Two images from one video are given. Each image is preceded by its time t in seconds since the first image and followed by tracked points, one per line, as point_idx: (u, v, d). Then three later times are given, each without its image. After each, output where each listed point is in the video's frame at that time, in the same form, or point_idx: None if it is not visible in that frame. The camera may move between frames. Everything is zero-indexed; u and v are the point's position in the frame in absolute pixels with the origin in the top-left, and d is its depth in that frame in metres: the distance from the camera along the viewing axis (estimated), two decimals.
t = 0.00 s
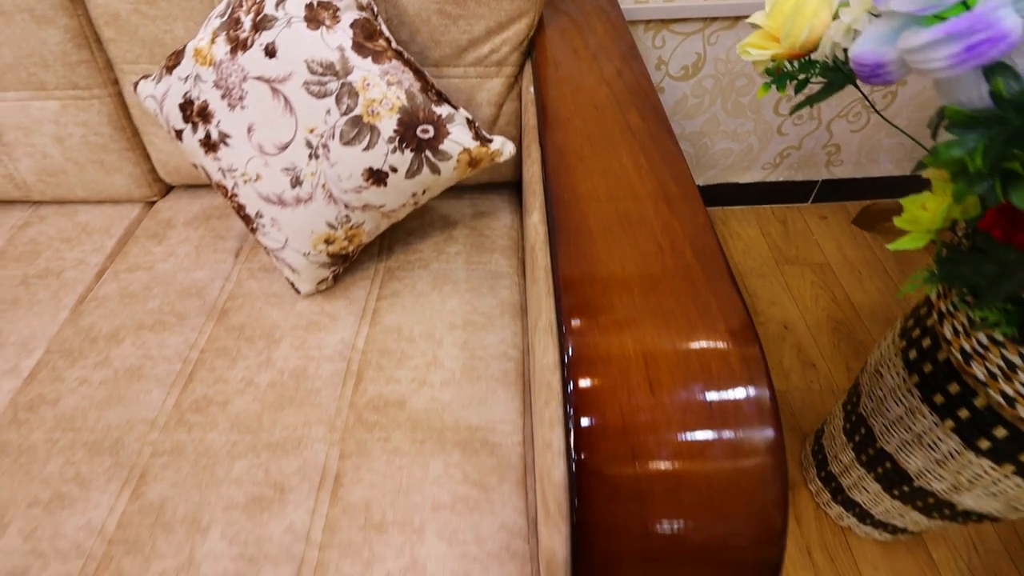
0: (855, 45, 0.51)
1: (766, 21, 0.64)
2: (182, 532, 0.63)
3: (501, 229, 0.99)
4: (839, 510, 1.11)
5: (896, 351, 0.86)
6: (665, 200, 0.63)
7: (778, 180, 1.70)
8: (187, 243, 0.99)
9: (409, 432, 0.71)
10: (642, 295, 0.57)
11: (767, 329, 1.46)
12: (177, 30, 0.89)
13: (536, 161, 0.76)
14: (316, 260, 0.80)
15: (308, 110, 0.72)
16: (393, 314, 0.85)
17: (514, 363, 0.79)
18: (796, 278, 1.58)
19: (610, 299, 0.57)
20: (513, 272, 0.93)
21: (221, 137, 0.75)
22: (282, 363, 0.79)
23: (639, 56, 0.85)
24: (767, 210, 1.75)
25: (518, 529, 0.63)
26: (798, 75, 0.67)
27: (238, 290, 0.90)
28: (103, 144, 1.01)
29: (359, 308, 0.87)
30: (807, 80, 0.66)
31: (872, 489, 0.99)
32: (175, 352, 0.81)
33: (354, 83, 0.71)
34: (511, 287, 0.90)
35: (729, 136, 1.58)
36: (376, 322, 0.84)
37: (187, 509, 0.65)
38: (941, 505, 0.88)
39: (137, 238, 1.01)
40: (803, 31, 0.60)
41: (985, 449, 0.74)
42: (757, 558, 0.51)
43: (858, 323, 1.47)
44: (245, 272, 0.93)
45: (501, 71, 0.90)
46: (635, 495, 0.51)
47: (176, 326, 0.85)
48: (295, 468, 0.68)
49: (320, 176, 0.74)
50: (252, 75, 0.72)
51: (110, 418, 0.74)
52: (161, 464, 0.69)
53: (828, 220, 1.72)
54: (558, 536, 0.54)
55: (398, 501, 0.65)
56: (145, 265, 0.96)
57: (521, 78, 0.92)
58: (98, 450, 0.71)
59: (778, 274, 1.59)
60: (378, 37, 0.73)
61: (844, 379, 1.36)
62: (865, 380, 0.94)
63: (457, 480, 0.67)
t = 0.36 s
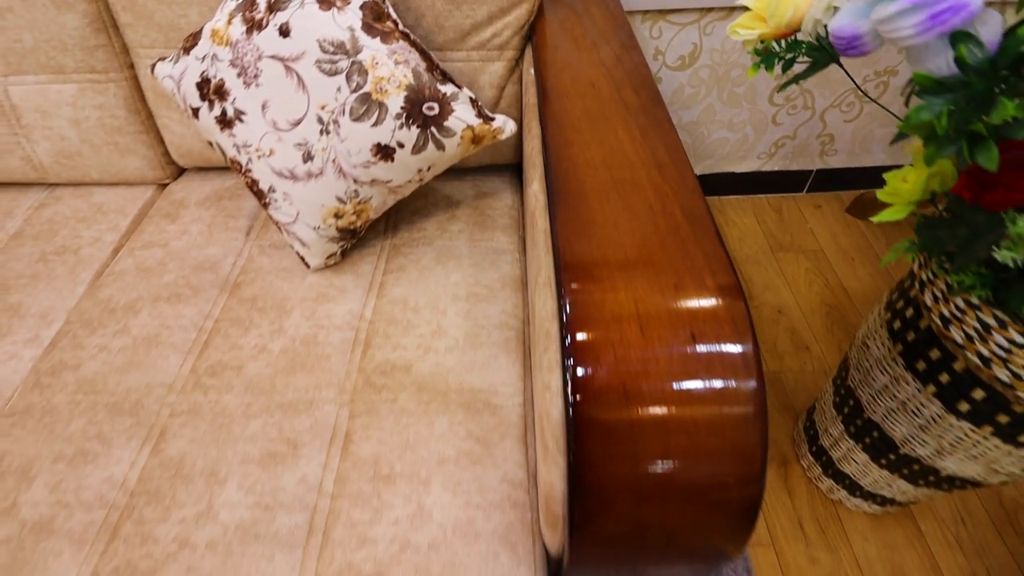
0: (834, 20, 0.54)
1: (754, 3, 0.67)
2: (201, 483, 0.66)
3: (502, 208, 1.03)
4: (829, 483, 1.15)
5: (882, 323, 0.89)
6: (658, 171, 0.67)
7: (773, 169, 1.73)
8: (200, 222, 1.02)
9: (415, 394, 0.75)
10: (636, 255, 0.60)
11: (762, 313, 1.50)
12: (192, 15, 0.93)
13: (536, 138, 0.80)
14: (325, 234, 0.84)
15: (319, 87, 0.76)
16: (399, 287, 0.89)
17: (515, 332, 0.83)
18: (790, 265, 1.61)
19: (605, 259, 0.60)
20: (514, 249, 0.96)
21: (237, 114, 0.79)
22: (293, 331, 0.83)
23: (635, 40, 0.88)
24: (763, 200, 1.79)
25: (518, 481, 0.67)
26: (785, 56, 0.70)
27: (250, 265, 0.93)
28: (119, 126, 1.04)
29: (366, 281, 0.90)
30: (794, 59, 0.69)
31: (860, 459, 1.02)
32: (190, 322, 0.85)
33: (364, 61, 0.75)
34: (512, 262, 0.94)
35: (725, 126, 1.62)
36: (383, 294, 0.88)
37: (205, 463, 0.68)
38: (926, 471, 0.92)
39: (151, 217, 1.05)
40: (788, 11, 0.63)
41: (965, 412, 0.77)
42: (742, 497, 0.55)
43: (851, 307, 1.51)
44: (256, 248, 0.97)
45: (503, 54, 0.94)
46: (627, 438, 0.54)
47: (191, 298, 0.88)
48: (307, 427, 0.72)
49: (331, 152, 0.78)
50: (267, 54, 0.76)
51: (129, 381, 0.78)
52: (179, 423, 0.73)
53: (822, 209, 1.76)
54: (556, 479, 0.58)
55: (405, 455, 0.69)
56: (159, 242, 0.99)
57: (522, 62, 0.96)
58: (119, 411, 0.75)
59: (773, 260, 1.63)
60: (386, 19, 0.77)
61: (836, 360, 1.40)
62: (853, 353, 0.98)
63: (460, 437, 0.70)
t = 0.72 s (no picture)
0: None
1: None
2: (213, 445, 0.69)
3: (503, 190, 1.05)
4: (824, 462, 1.17)
5: (873, 300, 0.92)
6: (654, 146, 0.70)
7: (770, 159, 1.76)
8: (208, 203, 1.05)
9: (419, 363, 0.77)
10: (632, 223, 0.63)
11: (758, 299, 1.52)
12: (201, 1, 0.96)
13: (536, 118, 0.83)
14: (331, 212, 0.86)
15: (326, 67, 0.79)
16: (403, 264, 0.91)
17: (515, 306, 0.85)
18: (787, 253, 1.64)
19: (603, 226, 0.62)
20: (514, 229, 0.99)
21: (246, 93, 0.81)
22: (300, 305, 0.85)
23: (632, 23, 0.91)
24: (760, 190, 1.81)
25: (519, 443, 0.69)
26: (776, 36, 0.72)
27: (257, 244, 0.96)
28: (129, 111, 1.07)
29: (370, 259, 0.93)
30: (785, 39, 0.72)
31: (853, 436, 1.05)
32: (200, 297, 0.87)
33: (369, 42, 0.78)
34: (513, 241, 0.96)
35: (723, 116, 1.64)
36: (387, 271, 0.90)
37: (217, 427, 0.71)
38: (917, 445, 0.94)
39: (160, 200, 1.08)
40: None
41: (952, 381, 0.79)
42: (731, 449, 0.58)
43: (846, 294, 1.53)
44: (263, 228, 0.99)
45: (504, 39, 0.96)
46: (624, 395, 0.57)
47: (200, 275, 0.91)
48: (315, 393, 0.74)
49: (337, 130, 0.81)
50: (276, 34, 0.79)
51: (142, 352, 0.80)
52: (191, 391, 0.75)
53: (819, 199, 1.78)
54: (555, 437, 0.60)
55: (409, 418, 0.71)
56: (169, 223, 1.02)
57: (522, 46, 0.98)
58: (132, 379, 0.77)
59: (769, 248, 1.65)
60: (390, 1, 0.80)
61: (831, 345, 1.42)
62: (846, 331, 1.00)
63: (463, 402, 0.73)
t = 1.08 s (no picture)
0: None
1: None
2: (220, 410, 0.71)
3: (503, 172, 1.07)
4: (820, 441, 1.19)
5: (867, 276, 0.93)
6: (651, 119, 0.72)
7: (768, 149, 1.78)
8: (214, 185, 1.07)
9: (422, 333, 0.79)
10: (630, 190, 0.64)
11: (756, 285, 1.54)
12: None
13: (534, 95, 0.85)
14: (335, 189, 0.88)
15: (331, 44, 0.81)
16: (406, 241, 0.93)
17: (515, 281, 0.87)
18: (784, 240, 1.66)
19: (601, 194, 0.64)
20: (514, 208, 1.00)
21: (252, 71, 0.83)
22: (305, 280, 0.87)
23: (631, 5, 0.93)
24: (759, 179, 1.83)
25: (519, 408, 0.71)
26: (771, 13, 0.74)
27: (263, 223, 0.98)
28: (136, 94, 1.09)
29: (373, 237, 0.95)
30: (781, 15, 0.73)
31: (848, 413, 1.06)
32: (207, 272, 0.89)
33: (373, 20, 0.80)
34: (513, 220, 0.98)
35: (721, 105, 1.66)
36: (390, 247, 0.92)
37: (225, 393, 0.73)
38: (911, 419, 0.96)
39: (166, 181, 1.09)
40: None
41: (944, 352, 0.81)
42: (725, 406, 0.60)
43: (843, 280, 1.55)
44: (269, 208, 1.01)
45: (504, 21, 0.98)
46: (621, 354, 0.58)
47: (207, 251, 0.92)
48: (319, 362, 0.76)
49: (341, 107, 0.83)
50: (282, 12, 0.81)
51: (151, 324, 0.82)
52: (198, 360, 0.77)
53: (816, 188, 1.80)
54: (554, 397, 0.62)
55: (412, 385, 0.73)
56: (175, 203, 1.03)
57: (522, 28, 1.00)
58: (141, 349, 0.79)
59: (767, 236, 1.67)
60: None
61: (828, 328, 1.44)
62: (841, 309, 1.02)
63: (464, 370, 0.75)
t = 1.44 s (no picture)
0: None
1: None
2: (227, 378, 0.72)
3: (504, 155, 1.08)
4: (817, 423, 1.20)
5: (863, 255, 0.94)
6: (648, 95, 0.73)
7: (767, 139, 1.79)
8: (219, 167, 1.08)
9: (423, 306, 0.81)
10: (627, 160, 0.65)
11: (755, 272, 1.55)
12: None
13: (533, 75, 0.86)
14: (338, 167, 0.90)
15: (335, 23, 0.84)
16: (407, 219, 0.95)
17: (515, 258, 0.89)
18: (783, 228, 1.67)
19: (598, 164, 0.65)
20: (514, 188, 1.02)
21: (258, 51, 0.85)
22: (308, 256, 0.89)
23: None
24: (758, 169, 1.84)
25: (517, 377, 0.73)
26: None
27: (267, 203, 0.99)
28: (143, 78, 1.11)
29: (375, 216, 0.96)
30: None
31: (845, 393, 1.07)
32: (213, 249, 0.91)
33: None
34: (513, 200, 0.99)
35: (720, 94, 1.67)
36: (392, 226, 0.94)
37: (230, 361, 0.74)
38: (906, 396, 0.97)
39: (172, 164, 1.11)
40: None
41: (938, 326, 0.82)
42: (717, 369, 0.61)
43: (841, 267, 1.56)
44: (273, 189, 1.03)
45: (505, 4, 1.00)
46: (618, 317, 0.60)
47: (213, 230, 0.94)
48: (323, 333, 0.78)
49: (345, 85, 0.85)
50: None
51: (158, 297, 0.84)
52: (205, 331, 0.79)
53: (815, 177, 1.81)
54: (551, 362, 0.63)
55: (414, 354, 0.75)
56: (181, 184, 1.05)
57: (523, 11, 1.01)
58: (149, 321, 0.81)
59: (766, 224, 1.68)
60: None
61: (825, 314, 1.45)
62: (837, 289, 1.03)
63: (465, 340, 0.76)
